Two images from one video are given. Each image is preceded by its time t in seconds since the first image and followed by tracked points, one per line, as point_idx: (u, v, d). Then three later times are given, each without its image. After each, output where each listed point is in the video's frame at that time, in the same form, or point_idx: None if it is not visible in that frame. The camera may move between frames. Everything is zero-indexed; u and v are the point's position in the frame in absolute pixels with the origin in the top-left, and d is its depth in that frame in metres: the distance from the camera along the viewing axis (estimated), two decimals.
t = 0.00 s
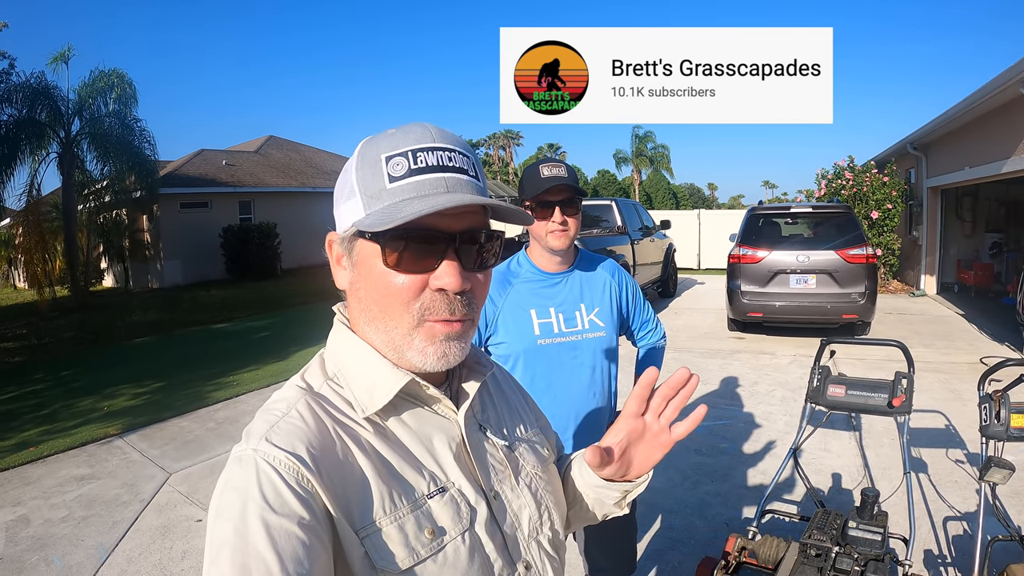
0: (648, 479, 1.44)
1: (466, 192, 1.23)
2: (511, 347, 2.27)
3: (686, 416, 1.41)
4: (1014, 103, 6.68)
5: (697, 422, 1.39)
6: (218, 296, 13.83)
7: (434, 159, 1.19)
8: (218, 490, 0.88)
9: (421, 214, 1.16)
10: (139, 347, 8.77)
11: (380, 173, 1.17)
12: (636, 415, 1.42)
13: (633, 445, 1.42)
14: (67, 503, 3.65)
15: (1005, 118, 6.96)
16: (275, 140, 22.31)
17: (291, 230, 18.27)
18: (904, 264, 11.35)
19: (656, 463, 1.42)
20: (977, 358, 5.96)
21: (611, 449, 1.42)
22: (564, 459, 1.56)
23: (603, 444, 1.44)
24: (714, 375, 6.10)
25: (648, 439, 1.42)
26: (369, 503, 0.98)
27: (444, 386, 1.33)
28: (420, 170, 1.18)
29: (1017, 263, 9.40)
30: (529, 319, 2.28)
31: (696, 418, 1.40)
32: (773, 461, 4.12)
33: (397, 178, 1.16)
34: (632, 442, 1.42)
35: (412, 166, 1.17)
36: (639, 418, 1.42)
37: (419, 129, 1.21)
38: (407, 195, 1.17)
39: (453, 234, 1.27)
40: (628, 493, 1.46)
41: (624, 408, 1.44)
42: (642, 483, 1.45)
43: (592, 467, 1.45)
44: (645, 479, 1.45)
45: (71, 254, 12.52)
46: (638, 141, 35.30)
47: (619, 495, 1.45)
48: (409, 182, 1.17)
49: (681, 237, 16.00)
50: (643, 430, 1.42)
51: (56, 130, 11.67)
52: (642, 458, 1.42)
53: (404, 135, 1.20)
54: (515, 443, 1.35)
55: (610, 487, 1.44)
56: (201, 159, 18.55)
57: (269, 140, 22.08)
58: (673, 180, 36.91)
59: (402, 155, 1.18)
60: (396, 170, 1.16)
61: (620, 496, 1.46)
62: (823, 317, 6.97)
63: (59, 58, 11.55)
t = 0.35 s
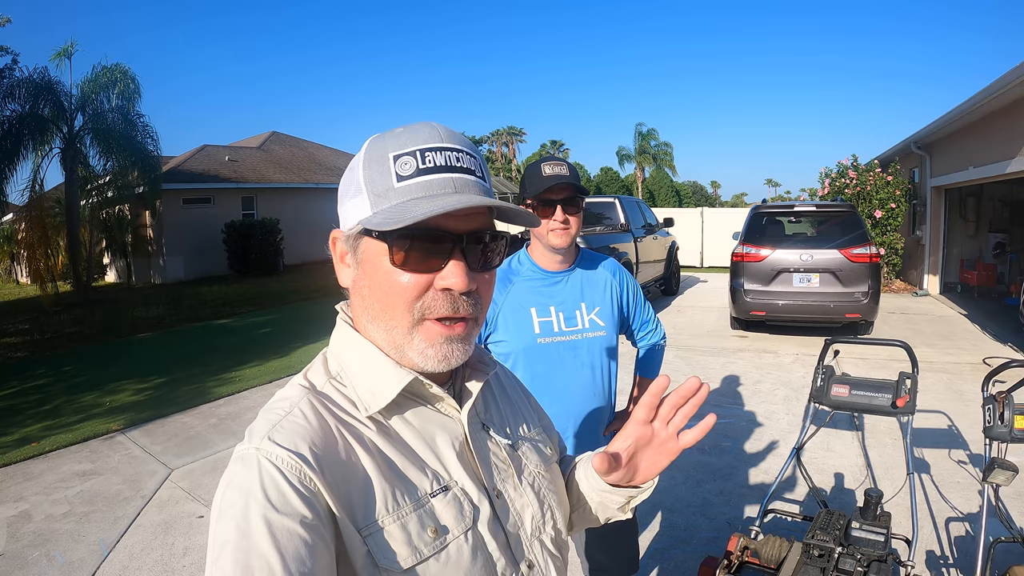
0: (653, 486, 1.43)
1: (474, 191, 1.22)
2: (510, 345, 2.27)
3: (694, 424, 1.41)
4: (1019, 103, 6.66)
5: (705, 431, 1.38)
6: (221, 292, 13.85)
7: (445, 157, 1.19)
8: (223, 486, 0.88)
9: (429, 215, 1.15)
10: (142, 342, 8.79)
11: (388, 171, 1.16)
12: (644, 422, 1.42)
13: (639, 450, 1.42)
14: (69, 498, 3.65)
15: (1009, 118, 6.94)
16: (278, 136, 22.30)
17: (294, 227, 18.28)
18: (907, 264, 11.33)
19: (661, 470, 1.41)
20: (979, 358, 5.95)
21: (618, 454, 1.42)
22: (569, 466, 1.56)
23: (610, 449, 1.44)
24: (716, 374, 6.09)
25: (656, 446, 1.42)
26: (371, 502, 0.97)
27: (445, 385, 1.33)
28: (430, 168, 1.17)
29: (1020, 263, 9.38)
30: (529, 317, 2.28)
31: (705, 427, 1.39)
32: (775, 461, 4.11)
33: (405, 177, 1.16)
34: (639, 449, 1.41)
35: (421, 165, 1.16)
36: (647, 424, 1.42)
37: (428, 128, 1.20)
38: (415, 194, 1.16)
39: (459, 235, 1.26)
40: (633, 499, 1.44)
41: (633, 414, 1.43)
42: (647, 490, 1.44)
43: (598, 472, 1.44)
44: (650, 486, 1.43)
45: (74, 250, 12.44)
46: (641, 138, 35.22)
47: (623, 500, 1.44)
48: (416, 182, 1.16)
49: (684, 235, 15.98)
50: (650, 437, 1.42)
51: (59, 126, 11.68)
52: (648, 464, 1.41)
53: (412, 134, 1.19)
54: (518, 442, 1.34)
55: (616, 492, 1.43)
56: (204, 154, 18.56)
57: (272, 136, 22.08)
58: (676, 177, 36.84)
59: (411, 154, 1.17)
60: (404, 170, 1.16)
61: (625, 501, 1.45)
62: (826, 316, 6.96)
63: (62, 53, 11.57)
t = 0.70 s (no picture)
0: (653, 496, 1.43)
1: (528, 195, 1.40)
2: (521, 344, 2.26)
3: (703, 444, 1.37)
4: None
5: (713, 453, 1.35)
6: (239, 282, 14.01)
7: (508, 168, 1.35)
8: (232, 492, 0.88)
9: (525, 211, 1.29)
10: (163, 330, 8.92)
11: (489, 166, 1.24)
12: (655, 433, 1.42)
13: (646, 460, 1.42)
14: (85, 483, 3.72)
15: None
16: (301, 128, 22.45)
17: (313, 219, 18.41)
18: (929, 270, 11.15)
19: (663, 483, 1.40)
20: (1000, 368, 5.84)
21: (627, 459, 1.43)
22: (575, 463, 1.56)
23: (620, 454, 1.44)
24: (733, 376, 6.04)
25: (662, 459, 1.40)
26: (386, 503, 0.97)
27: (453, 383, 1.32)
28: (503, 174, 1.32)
29: None
30: (541, 317, 2.27)
31: (712, 448, 1.36)
32: (789, 466, 4.07)
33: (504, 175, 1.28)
34: (644, 458, 1.41)
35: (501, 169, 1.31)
36: (658, 436, 1.42)
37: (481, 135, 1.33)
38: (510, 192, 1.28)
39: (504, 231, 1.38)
40: (632, 506, 1.44)
41: (646, 424, 1.44)
42: (646, 499, 1.44)
43: (601, 473, 1.44)
44: (650, 496, 1.43)
45: (97, 238, 12.65)
46: (664, 137, 34.87)
47: (620, 506, 1.45)
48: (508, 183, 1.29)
49: (705, 235, 15.86)
50: (659, 447, 1.42)
51: (83, 116, 11.85)
52: (651, 475, 1.41)
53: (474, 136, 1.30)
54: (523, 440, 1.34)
55: (615, 497, 1.43)
56: (227, 145, 18.75)
57: (295, 128, 22.24)
58: (698, 177, 36.50)
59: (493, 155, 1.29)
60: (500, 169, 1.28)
61: (621, 507, 1.45)
62: (846, 321, 6.87)
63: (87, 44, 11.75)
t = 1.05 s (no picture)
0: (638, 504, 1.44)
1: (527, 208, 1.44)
2: (541, 353, 2.25)
3: (690, 458, 1.42)
4: None
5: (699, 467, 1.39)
6: (278, 278, 14.29)
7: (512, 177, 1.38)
8: (234, 493, 0.88)
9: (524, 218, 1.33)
10: (205, 322, 9.17)
11: (496, 177, 1.27)
12: (649, 445, 1.42)
13: (637, 470, 1.43)
14: (114, 466, 3.83)
15: None
16: (347, 130, 22.86)
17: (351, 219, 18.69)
18: (975, 292, 10.75)
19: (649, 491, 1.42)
20: None
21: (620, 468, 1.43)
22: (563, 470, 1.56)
23: (613, 462, 1.44)
24: (766, 394, 5.90)
25: (652, 470, 1.42)
26: (387, 502, 0.98)
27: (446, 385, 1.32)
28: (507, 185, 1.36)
29: None
30: (563, 325, 2.25)
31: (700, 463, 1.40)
32: (818, 488, 3.95)
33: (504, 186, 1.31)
34: (637, 469, 1.42)
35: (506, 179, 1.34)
36: (651, 447, 1.42)
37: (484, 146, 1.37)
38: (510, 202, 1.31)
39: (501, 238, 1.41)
40: (616, 512, 1.45)
41: (641, 435, 1.43)
42: (630, 506, 1.45)
43: (595, 481, 1.44)
44: (634, 504, 1.45)
45: (143, 229, 13.07)
46: (707, 148, 34.39)
47: (605, 510, 1.45)
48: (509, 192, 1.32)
49: (746, 249, 15.59)
50: (650, 459, 1.42)
51: (134, 110, 12.30)
52: (640, 484, 1.42)
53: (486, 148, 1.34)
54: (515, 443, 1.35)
55: (603, 503, 1.43)
56: (274, 144, 19.20)
57: (342, 129, 22.64)
58: (740, 189, 35.86)
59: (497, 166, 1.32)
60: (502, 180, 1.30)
61: (605, 511, 1.46)
62: (885, 342, 6.66)
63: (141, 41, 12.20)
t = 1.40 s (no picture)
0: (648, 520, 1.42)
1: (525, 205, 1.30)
2: (547, 357, 2.24)
3: (703, 478, 1.37)
4: None
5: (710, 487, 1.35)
6: (288, 283, 14.36)
7: (496, 169, 1.27)
8: (230, 497, 0.87)
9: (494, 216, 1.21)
10: (216, 328, 9.23)
11: (453, 173, 1.20)
12: (661, 463, 1.38)
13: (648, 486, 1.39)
14: (125, 472, 3.86)
15: None
16: (355, 135, 22.96)
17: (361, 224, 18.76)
18: (989, 290, 10.63)
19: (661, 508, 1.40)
20: None
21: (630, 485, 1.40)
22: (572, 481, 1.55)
23: (623, 478, 1.41)
24: (779, 396, 5.85)
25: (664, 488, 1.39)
26: (382, 508, 0.97)
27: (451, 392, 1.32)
28: (491, 179, 1.25)
29: None
30: (568, 329, 2.24)
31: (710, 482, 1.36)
32: (831, 491, 3.91)
33: (469, 180, 1.21)
34: (648, 487, 1.39)
35: (483, 172, 1.24)
36: (663, 465, 1.38)
37: (481, 141, 1.29)
38: (478, 197, 1.21)
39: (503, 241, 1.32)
40: (626, 528, 1.44)
41: (653, 453, 1.39)
42: (640, 521, 1.43)
43: (605, 496, 1.42)
44: (644, 519, 1.43)
45: (154, 236, 13.18)
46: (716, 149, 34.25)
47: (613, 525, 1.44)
48: (481, 186, 1.22)
49: (756, 249, 15.51)
50: (662, 477, 1.39)
51: (143, 119, 12.42)
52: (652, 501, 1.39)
53: (469, 144, 1.26)
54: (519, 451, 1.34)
55: (612, 517, 1.42)
56: (283, 150, 19.32)
57: (350, 135, 22.75)
58: (749, 189, 35.70)
59: (471, 161, 1.23)
60: (469, 173, 1.21)
61: (614, 525, 1.44)
62: (898, 342, 6.59)
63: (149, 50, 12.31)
